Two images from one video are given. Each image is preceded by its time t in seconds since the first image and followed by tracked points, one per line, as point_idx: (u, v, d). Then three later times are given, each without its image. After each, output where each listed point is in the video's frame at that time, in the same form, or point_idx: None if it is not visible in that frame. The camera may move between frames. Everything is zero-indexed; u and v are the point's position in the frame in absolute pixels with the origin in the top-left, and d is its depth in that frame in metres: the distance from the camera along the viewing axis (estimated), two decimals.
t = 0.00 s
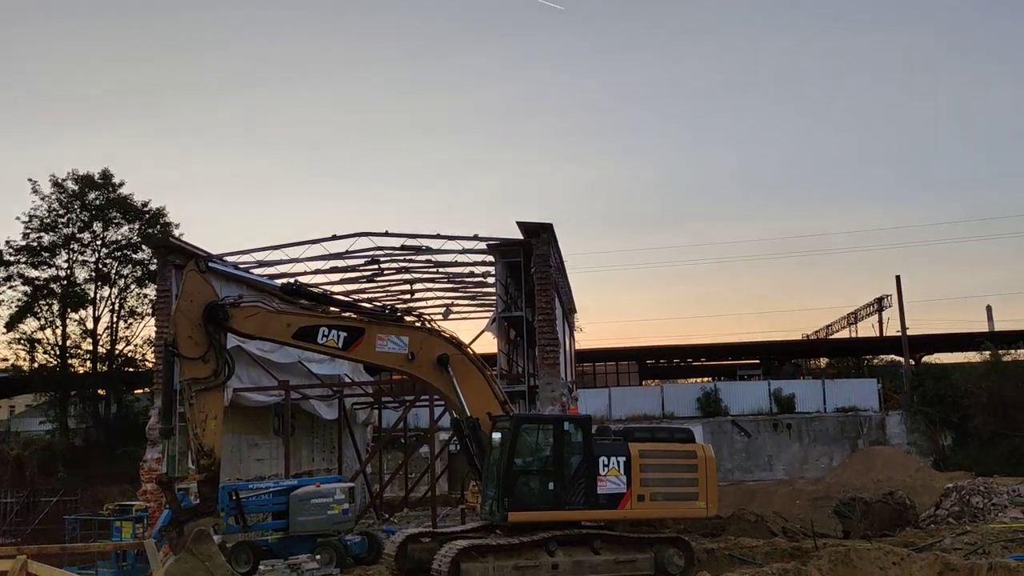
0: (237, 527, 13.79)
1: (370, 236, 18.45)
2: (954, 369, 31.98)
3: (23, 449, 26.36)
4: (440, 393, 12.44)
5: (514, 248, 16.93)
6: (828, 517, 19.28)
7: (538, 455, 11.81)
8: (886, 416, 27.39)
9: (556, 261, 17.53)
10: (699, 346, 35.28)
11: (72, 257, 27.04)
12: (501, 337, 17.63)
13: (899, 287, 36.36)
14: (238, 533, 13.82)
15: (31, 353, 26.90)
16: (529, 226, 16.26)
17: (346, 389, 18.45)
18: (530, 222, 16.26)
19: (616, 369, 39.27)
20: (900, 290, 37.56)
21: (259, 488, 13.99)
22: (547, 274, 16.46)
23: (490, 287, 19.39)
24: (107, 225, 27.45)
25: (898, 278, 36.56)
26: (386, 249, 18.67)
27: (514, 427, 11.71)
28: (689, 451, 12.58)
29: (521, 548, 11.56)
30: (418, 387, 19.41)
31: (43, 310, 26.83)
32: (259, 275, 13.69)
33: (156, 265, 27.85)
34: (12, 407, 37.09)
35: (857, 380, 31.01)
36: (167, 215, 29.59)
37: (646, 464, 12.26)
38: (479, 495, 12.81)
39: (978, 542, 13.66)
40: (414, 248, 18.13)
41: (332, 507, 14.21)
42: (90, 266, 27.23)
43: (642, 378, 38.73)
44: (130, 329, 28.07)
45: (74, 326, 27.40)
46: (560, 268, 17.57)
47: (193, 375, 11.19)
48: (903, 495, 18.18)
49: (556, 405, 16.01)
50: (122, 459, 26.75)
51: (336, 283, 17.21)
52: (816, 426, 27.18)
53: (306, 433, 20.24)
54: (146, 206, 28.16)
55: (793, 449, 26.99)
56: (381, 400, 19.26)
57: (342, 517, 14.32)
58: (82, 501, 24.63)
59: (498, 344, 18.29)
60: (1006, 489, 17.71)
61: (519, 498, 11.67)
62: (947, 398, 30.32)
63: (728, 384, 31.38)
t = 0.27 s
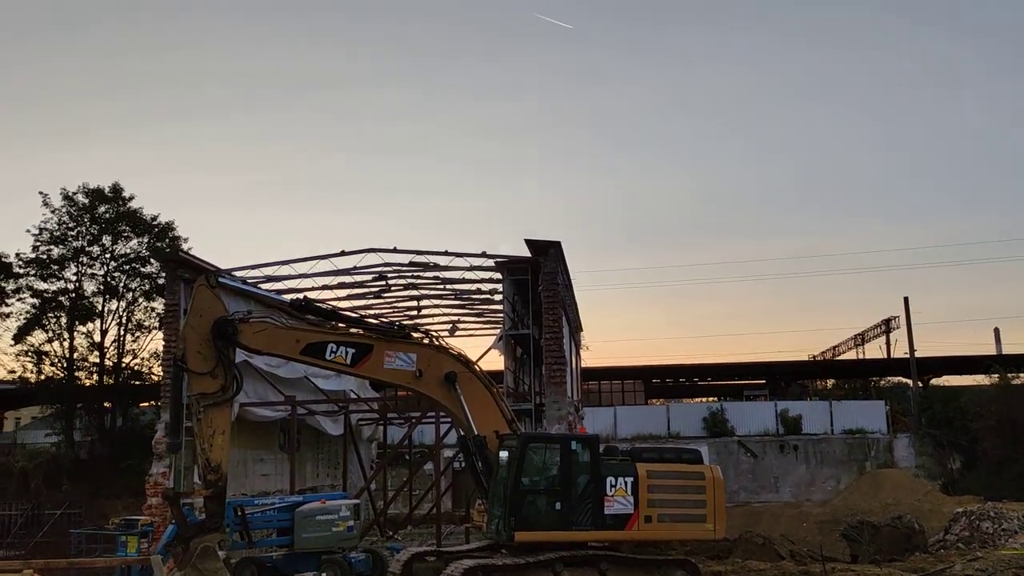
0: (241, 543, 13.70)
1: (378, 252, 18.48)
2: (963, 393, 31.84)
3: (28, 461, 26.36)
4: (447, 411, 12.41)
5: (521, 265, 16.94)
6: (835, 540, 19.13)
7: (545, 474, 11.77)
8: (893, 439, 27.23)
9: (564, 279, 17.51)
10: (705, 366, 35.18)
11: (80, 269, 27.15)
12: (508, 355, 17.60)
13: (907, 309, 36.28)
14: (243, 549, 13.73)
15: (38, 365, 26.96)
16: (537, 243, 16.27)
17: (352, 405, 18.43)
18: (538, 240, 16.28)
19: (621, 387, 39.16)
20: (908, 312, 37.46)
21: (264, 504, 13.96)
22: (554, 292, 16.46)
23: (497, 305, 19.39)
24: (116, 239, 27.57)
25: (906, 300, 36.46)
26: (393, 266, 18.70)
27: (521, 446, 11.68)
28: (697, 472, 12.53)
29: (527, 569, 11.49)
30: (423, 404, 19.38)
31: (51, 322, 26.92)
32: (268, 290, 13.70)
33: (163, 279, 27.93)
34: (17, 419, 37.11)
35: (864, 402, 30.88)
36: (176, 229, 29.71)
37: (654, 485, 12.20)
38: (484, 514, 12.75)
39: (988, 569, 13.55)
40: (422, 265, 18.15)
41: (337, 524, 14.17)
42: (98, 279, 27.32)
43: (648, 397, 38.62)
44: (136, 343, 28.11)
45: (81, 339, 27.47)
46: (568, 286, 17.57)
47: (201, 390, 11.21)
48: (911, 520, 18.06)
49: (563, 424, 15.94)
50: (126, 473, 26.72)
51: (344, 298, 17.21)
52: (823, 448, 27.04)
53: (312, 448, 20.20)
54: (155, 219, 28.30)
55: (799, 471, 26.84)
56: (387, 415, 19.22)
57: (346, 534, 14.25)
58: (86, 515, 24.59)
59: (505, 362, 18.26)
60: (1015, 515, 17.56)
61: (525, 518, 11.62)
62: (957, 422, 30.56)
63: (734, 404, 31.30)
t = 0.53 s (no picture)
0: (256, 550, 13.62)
1: (394, 261, 18.52)
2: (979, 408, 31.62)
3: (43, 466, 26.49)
4: (464, 420, 12.40)
5: (537, 275, 16.94)
6: (850, 555, 18.99)
7: (561, 484, 11.74)
8: (909, 453, 27.01)
9: (579, 289, 17.49)
10: (718, 378, 35.06)
11: (97, 275, 27.32)
12: (523, 364, 17.57)
13: (923, 322, 36.07)
14: (257, 556, 13.66)
15: (54, 370, 27.13)
16: (553, 252, 16.29)
17: (365, 412, 18.44)
18: (554, 249, 16.29)
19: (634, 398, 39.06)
20: (924, 326, 37.23)
21: (279, 511, 13.99)
22: (570, 301, 16.45)
23: (512, 314, 19.38)
24: (132, 245, 27.74)
25: (922, 313, 36.25)
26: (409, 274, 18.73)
27: (538, 456, 11.65)
28: (713, 484, 12.47)
29: None
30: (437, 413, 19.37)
31: (67, 327, 27.11)
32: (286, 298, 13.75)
33: (179, 285, 28.06)
34: (31, 424, 37.28)
35: (879, 416, 30.68)
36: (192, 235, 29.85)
37: (670, 496, 12.15)
38: (500, 524, 12.71)
39: None
40: (438, 274, 18.17)
41: (351, 532, 14.15)
42: (114, 284, 27.47)
43: (660, 408, 38.48)
44: (151, 348, 28.23)
45: (97, 344, 27.63)
46: (583, 296, 17.55)
47: (220, 397, 11.25)
48: (928, 535, 17.91)
49: (578, 433, 15.88)
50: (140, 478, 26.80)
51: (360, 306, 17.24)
52: (838, 461, 26.86)
53: (326, 456, 20.22)
54: (172, 226, 28.46)
55: (814, 484, 26.66)
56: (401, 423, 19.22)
57: (361, 543, 14.23)
58: (100, 520, 24.68)
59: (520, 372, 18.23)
60: None
61: (542, 528, 11.58)
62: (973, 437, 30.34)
63: (748, 416, 31.22)
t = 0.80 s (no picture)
0: (284, 544, 13.74)
1: (420, 258, 18.58)
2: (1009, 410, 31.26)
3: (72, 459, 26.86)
4: (491, 417, 12.44)
5: (563, 273, 16.93)
6: (877, 556, 18.84)
7: (589, 482, 11.74)
8: (936, 455, 26.70)
9: (605, 287, 17.44)
10: (742, 377, 34.87)
11: (125, 271, 27.65)
12: (548, 362, 17.58)
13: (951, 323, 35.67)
14: (285, 550, 13.77)
15: (83, 365, 27.48)
16: (579, 251, 16.27)
17: (390, 409, 18.52)
18: (580, 247, 16.27)
19: (656, 397, 38.94)
20: (952, 326, 36.83)
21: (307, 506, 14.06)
22: (596, 299, 16.43)
23: (537, 312, 19.38)
24: (160, 241, 28.03)
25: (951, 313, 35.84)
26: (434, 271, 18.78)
27: (566, 453, 11.65)
28: (741, 483, 12.42)
29: None
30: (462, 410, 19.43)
31: (96, 322, 27.47)
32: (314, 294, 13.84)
33: (205, 281, 28.32)
34: (60, 417, 37.83)
35: (906, 417, 30.39)
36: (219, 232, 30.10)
37: (698, 495, 12.12)
38: (527, 521, 12.72)
39: None
40: (464, 271, 18.21)
41: (378, 527, 14.22)
42: (142, 280, 27.78)
43: (683, 407, 38.36)
44: (178, 344, 28.52)
45: (125, 340, 27.95)
46: (609, 294, 17.53)
47: (251, 392, 11.35)
48: (958, 538, 17.74)
49: (603, 431, 15.86)
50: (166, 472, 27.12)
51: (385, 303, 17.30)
52: (863, 462, 26.62)
53: (350, 451, 20.34)
54: (199, 223, 28.73)
55: (839, 485, 26.45)
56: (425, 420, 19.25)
57: (387, 538, 14.27)
58: (128, 513, 25.01)
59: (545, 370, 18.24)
60: None
61: (569, 525, 11.58)
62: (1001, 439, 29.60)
63: (772, 416, 31.03)
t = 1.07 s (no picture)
0: (316, 529, 13.87)
1: (447, 246, 18.61)
2: None
3: (105, 444, 27.32)
4: (522, 404, 12.48)
5: (591, 261, 16.90)
6: (908, 546, 18.71)
7: (618, 470, 11.76)
8: (967, 444, 26.41)
9: (633, 275, 17.38)
10: (769, 365, 34.65)
11: (156, 260, 28.00)
12: (576, 350, 17.58)
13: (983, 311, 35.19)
14: (316, 535, 13.89)
15: (115, 352, 27.91)
16: (608, 239, 16.23)
17: (418, 396, 18.63)
18: (608, 235, 16.23)
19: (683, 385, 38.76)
20: (984, 314, 36.31)
21: (338, 492, 14.13)
22: (624, 287, 16.40)
23: (563, 300, 19.38)
24: (190, 230, 28.34)
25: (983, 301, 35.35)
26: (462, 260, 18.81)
27: (595, 441, 11.67)
28: (772, 472, 12.38)
29: (601, 564, 11.50)
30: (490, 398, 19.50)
31: (128, 310, 27.87)
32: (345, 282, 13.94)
33: (234, 269, 28.59)
34: (93, 403, 38.47)
35: (936, 406, 30.09)
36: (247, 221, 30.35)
37: (728, 484, 12.10)
38: (557, 508, 12.77)
39: None
40: (491, 259, 18.24)
41: (408, 513, 14.42)
42: (172, 269, 28.12)
43: (710, 395, 38.22)
44: (208, 331, 28.87)
45: (156, 327, 28.32)
46: (637, 283, 17.48)
47: (284, 378, 11.48)
48: (990, 528, 17.59)
49: (631, 419, 15.87)
50: (197, 458, 27.58)
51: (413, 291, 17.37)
52: (892, 451, 26.41)
53: (379, 438, 20.52)
54: (227, 212, 28.98)
55: (867, 474, 26.28)
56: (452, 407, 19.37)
57: (417, 524, 14.53)
58: (160, 498, 25.43)
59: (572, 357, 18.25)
60: None
61: (599, 512, 11.62)
62: None
63: (800, 405, 30.83)
